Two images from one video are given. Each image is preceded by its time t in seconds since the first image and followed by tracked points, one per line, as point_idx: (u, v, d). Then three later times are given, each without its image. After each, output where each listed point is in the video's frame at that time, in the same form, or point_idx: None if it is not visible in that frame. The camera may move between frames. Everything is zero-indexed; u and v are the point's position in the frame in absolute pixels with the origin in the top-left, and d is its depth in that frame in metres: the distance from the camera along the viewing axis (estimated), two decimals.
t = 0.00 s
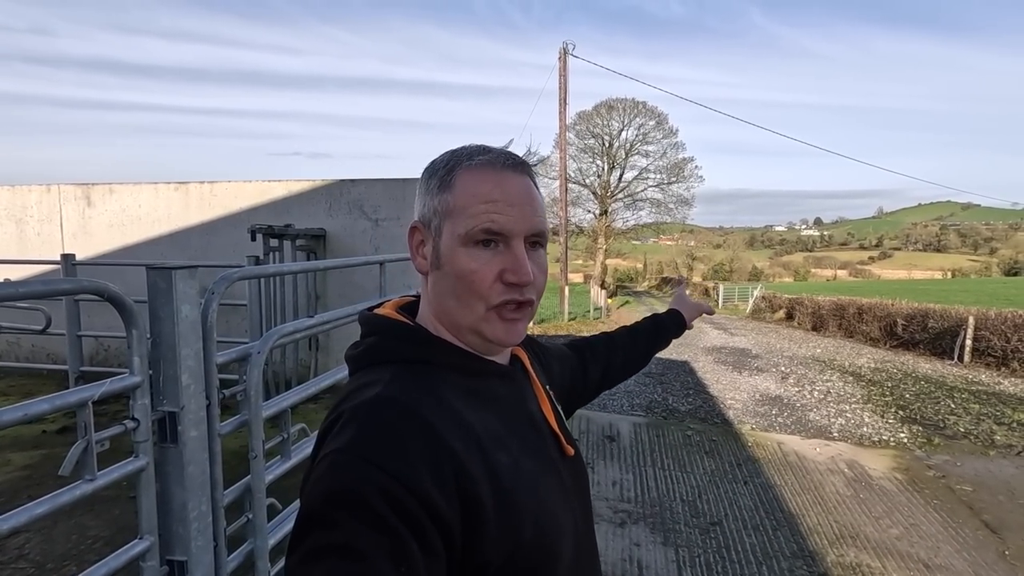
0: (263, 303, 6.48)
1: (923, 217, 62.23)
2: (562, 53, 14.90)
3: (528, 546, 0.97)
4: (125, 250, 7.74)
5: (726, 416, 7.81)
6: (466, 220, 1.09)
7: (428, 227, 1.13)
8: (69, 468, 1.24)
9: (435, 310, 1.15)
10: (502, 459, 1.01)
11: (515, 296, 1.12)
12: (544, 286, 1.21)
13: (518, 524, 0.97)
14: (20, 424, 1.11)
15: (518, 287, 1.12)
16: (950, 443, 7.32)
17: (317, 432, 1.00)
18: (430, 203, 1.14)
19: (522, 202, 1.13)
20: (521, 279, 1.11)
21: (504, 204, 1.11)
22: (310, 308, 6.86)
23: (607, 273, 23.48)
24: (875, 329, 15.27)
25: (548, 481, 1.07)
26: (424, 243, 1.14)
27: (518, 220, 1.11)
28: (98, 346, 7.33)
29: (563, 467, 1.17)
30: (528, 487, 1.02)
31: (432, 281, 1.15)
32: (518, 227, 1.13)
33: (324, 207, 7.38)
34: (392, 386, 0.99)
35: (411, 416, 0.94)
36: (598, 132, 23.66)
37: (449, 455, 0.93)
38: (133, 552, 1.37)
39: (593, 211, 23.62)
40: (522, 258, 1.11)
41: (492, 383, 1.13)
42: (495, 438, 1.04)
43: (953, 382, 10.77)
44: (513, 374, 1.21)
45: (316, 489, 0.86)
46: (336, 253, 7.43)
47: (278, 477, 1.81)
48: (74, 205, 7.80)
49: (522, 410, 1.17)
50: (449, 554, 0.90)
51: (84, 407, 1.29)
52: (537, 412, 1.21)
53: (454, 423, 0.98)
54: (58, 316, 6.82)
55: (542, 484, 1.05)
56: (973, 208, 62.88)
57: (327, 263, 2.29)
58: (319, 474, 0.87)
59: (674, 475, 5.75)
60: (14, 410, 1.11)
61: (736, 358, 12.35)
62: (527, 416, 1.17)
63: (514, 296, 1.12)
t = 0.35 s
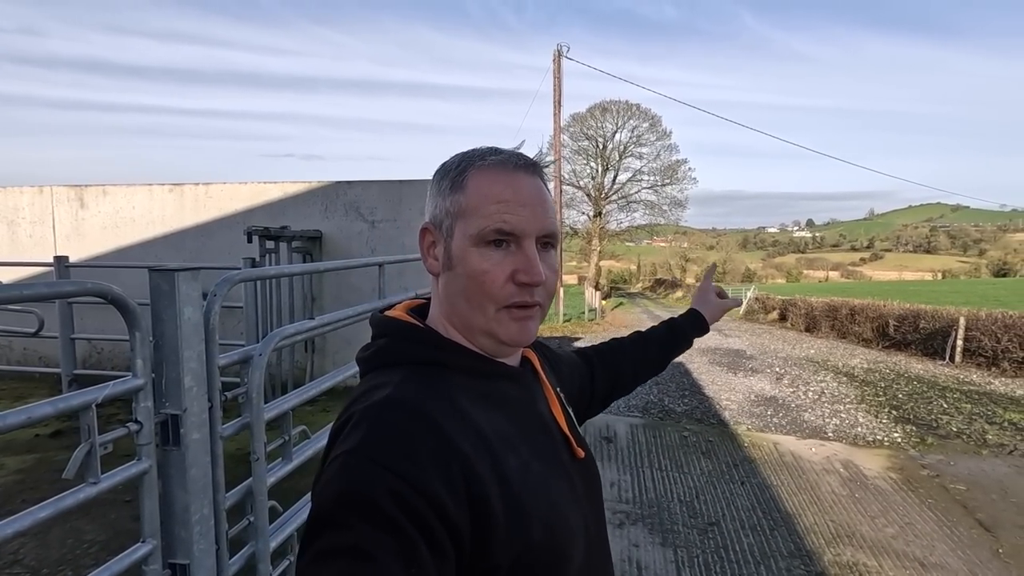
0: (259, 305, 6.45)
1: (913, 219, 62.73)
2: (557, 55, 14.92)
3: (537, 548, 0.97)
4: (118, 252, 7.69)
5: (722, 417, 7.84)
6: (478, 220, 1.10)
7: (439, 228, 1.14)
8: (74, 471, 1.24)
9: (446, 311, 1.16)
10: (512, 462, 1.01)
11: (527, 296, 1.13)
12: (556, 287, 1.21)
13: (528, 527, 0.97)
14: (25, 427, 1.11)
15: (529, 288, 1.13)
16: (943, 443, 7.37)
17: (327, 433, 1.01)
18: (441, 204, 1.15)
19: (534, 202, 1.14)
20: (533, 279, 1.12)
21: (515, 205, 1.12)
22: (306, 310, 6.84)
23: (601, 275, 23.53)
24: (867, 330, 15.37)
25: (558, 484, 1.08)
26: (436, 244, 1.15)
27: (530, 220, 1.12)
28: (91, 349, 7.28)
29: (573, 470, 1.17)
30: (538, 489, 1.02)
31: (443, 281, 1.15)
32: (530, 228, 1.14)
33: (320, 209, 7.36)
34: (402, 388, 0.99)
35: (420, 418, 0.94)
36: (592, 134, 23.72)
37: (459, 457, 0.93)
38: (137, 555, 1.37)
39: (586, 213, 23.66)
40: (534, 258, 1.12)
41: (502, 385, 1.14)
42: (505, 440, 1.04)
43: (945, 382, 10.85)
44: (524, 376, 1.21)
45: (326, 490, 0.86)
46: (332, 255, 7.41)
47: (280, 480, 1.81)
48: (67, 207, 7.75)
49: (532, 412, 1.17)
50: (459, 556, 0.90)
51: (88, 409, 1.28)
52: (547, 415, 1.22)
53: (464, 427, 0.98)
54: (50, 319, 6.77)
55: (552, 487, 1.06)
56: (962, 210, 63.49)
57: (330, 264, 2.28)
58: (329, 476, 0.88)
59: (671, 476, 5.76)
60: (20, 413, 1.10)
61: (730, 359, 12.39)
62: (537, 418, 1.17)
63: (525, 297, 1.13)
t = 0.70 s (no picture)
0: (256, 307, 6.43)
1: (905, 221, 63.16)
2: (551, 58, 14.96)
3: (550, 549, 0.97)
4: (114, 254, 7.66)
5: (719, 417, 7.87)
6: (491, 216, 1.12)
7: (455, 226, 1.17)
8: (81, 473, 1.24)
9: (457, 307, 1.17)
10: (524, 463, 1.02)
11: (535, 294, 1.13)
12: (567, 288, 1.22)
13: (541, 528, 0.97)
14: (34, 429, 1.10)
15: (538, 286, 1.13)
16: (937, 442, 7.43)
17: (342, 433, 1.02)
18: (458, 202, 1.18)
19: (546, 202, 1.16)
20: (541, 277, 1.12)
21: (528, 203, 1.13)
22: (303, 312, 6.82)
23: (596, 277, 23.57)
24: (861, 331, 15.45)
25: (570, 485, 1.08)
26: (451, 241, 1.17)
27: (541, 218, 1.13)
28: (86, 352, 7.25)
29: (585, 470, 1.18)
30: (550, 489, 1.03)
31: (455, 278, 1.17)
32: (542, 227, 1.15)
33: (317, 210, 7.35)
34: (416, 388, 1.00)
35: (435, 418, 0.95)
36: (587, 136, 23.78)
37: (473, 458, 0.94)
38: (143, 557, 1.37)
39: (581, 215, 23.71)
40: (544, 255, 1.13)
41: (514, 387, 1.15)
42: (517, 441, 1.05)
43: (938, 382, 10.92)
44: (535, 378, 1.22)
45: (341, 490, 0.87)
46: (329, 257, 7.40)
47: (284, 480, 1.81)
48: (62, 208, 7.71)
49: (544, 413, 1.18)
50: (473, 556, 0.91)
51: (96, 411, 1.28)
52: (560, 416, 1.23)
53: (477, 427, 0.99)
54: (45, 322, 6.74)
55: (565, 487, 1.06)
56: (953, 211, 63.98)
57: (334, 266, 2.28)
58: (344, 475, 0.89)
59: (669, 477, 5.78)
60: (29, 414, 1.10)
61: (726, 360, 12.43)
62: (549, 419, 1.18)
63: (534, 295, 1.13)
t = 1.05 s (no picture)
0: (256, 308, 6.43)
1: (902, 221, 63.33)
2: (550, 59, 14.98)
3: (560, 546, 0.98)
4: (113, 255, 7.65)
5: (718, 417, 7.89)
6: (507, 217, 1.13)
7: (470, 224, 1.18)
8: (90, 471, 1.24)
9: (473, 306, 1.18)
10: (535, 460, 1.03)
11: (552, 294, 1.14)
12: (581, 287, 1.23)
13: (550, 525, 0.98)
14: (44, 426, 1.11)
15: (554, 285, 1.14)
16: (936, 441, 7.45)
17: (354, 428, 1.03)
18: (472, 201, 1.19)
19: (561, 201, 1.17)
20: (558, 276, 1.13)
21: (544, 203, 1.14)
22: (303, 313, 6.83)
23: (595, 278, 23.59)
24: (859, 331, 15.49)
25: (580, 483, 1.09)
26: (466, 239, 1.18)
27: (557, 219, 1.14)
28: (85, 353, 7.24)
29: (595, 469, 1.18)
30: (560, 487, 1.04)
31: (471, 276, 1.18)
32: (558, 227, 1.16)
33: (317, 211, 7.35)
34: (428, 384, 1.01)
35: (447, 414, 0.95)
36: (585, 137, 23.81)
37: (484, 454, 0.95)
38: (149, 554, 1.38)
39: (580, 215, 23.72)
40: (560, 255, 1.14)
41: (525, 384, 1.16)
42: (528, 438, 1.06)
43: (936, 382, 10.96)
44: (546, 375, 1.23)
45: (353, 484, 0.88)
46: (329, 257, 7.40)
47: (288, 479, 1.82)
48: (61, 209, 7.70)
49: (555, 411, 1.19)
50: (483, 552, 0.91)
51: (104, 409, 1.28)
52: (570, 413, 1.24)
53: (488, 424, 1.00)
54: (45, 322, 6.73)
55: (575, 485, 1.07)
56: (949, 212, 64.16)
57: (339, 265, 2.29)
58: (356, 468, 0.90)
59: (669, 477, 5.79)
60: (39, 411, 1.11)
61: (724, 361, 12.45)
62: (560, 416, 1.19)
63: (550, 294, 1.14)
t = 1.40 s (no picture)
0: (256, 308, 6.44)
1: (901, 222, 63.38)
2: (550, 59, 14.99)
3: (561, 546, 0.99)
4: (114, 256, 7.66)
5: (718, 417, 7.89)
6: (515, 209, 1.14)
7: (476, 220, 1.18)
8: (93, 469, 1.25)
9: (478, 300, 1.18)
10: (535, 459, 1.04)
11: (558, 286, 1.15)
12: (585, 283, 1.24)
13: (552, 523, 0.99)
14: (48, 425, 1.12)
15: (561, 278, 1.15)
16: (936, 441, 7.46)
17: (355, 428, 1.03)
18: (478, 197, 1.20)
19: (567, 198, 1.19)
20: (565, 268, 1.14)
21: (551, 198, 1.16)
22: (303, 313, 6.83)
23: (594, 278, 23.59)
24: (859, 331, 15.49)
25: (580, 483, 1.10)
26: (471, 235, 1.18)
27: (564, 213, 1.16)
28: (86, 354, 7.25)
29: (595, 469, 1.19)
30: (560, 487, 1.04)
31: (476, 271, 1.18)
32: (563, 221, 1.17)
33: (318, 212, 7.36)
34: (430, 383, 1.01)
35: (448, 413, 0.96)
36: (585, 138, 23.82)
37: (486, 454, 0.95)
38: (152, 553, 1.38)
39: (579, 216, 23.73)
40: (567, 248, 1.15)
41: (525, 383, 1.16)
42: (528, 437, 1.06)
43: (935, 382, 10.96)
44: (545, 375, 1.24)
45: (356, 484, 0.88)
46: (330, 258, 7.41)
47: (289, 479, 1.83)
48: (62, 210, 7.71)
49: (555, 411, 1.20)
50: (486, 551, 0.92)
51: (107, 409, 1.29)
52: (569, 414, 1.24)
53: (489, 423, 1.01)
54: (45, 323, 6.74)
55: (575, 484, 1.08)
56: (949, 212, 64.21)
57: (340, 266, 2.30)
58: (359, 468, 0.90)
59: (668, 476, 5.79)
60: (43, 411, 1.11)
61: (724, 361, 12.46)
62: (559, 417, 1.20)
63: (556, 287, 1.15)
